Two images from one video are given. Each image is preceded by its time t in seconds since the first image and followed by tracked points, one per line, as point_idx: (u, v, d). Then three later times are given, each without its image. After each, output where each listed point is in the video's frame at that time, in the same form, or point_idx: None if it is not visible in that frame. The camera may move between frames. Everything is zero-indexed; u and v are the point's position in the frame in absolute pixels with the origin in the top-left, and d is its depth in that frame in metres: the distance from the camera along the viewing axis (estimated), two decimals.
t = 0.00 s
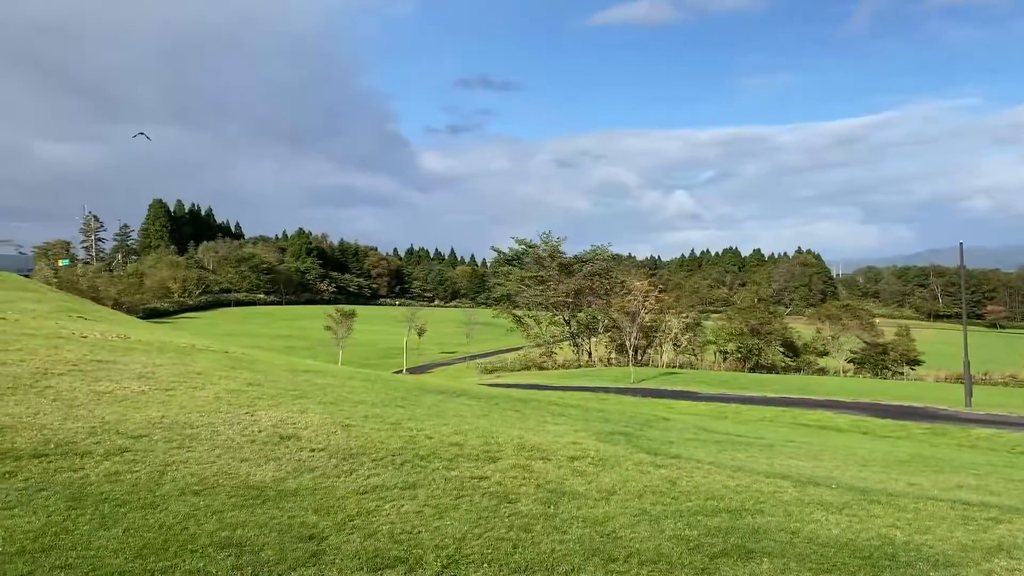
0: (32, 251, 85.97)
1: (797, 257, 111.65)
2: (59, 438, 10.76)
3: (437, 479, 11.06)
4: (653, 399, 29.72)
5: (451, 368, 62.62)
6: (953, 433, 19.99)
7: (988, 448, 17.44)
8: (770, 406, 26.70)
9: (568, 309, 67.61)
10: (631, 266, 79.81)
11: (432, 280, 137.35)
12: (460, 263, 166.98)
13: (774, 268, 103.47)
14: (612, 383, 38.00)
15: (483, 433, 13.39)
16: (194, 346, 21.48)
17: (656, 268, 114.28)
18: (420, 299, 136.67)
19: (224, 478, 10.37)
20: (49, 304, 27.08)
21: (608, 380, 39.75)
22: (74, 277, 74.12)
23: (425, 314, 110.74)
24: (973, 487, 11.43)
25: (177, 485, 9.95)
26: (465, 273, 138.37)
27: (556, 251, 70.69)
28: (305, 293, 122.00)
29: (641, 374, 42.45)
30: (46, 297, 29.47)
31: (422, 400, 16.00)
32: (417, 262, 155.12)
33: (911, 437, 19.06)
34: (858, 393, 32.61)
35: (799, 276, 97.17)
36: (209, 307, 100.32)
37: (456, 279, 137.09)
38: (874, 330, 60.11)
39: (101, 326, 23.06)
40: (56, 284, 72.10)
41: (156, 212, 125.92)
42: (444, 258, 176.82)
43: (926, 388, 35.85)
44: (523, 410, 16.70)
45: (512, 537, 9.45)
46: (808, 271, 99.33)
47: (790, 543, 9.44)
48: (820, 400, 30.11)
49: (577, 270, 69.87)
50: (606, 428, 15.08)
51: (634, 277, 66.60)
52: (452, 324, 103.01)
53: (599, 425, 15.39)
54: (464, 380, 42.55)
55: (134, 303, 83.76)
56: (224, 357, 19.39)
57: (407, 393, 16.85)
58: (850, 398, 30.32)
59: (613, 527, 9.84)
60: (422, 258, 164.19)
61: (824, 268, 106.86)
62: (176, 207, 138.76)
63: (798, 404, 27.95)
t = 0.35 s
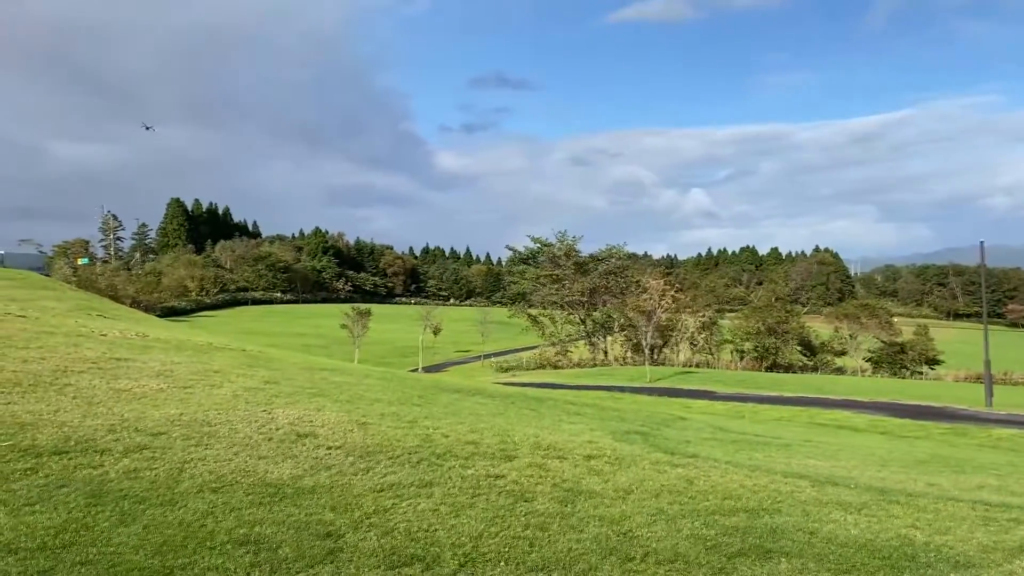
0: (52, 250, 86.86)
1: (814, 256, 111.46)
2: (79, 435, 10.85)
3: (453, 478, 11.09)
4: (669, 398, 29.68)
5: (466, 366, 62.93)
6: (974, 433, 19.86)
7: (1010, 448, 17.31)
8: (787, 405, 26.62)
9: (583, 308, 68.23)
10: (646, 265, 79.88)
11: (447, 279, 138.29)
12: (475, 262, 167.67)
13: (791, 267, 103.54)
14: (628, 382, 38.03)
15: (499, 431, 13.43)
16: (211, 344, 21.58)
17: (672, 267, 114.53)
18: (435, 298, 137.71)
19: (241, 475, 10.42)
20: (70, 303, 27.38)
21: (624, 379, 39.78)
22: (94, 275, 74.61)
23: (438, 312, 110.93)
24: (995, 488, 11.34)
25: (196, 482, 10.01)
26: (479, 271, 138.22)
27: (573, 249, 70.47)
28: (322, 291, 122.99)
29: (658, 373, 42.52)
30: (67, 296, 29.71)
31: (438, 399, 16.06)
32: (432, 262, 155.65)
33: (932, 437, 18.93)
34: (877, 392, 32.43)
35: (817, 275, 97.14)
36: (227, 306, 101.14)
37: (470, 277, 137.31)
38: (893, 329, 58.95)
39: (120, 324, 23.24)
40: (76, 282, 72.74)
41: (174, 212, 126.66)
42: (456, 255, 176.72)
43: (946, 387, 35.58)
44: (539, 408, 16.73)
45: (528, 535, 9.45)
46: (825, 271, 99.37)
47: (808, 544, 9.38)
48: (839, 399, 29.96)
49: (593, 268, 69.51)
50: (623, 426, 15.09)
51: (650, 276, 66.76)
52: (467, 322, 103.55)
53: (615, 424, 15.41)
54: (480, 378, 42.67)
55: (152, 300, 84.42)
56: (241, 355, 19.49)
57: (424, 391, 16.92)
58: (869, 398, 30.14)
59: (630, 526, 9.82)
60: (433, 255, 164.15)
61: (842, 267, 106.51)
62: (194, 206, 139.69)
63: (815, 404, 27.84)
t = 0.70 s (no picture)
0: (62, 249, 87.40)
1: (825, 254, 111.36)
2: (92, 432, 10.91)
3: (464, 476, 11.09)
4: (679, 397, 29.67)
5: (474, 364, 63.08)
6: (988, 432, 19.76)
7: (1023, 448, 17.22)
8: (798, 404, 26.55)
9: (593, 306, 68.34)
10: (655, 263, 79.76)
11: (456, 277, 138.45)
12: (483, 260, 167.86)
13: (802, 265, 103.47)
14: (639, 381, 38.03)
15: (509, 429, 13.44)
16: (223, 342, 21.66)
17: (682, 265, 114.60)
18: (443, 296, 137.93)
19: (253, 472, 10.46)
20: (83, 300, 27.56)
21: (634, 377, 39.77)
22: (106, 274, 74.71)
23: (446, 309, 111.06)
24: (1009, 488, 11.27)
25: (208, 479, 10.04)
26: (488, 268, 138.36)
27: (582, 247, 70.48)
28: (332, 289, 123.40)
29: (668, 371, 42.52)
30: (80, 294, 29.86)
31: (448, 396, 16.10)
32: (441, 260, 155.99)
33: (945, 436, 18.85)
34: (889, 391, 32.29)
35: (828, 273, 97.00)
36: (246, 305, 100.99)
37: (479, 275, 137.52)
38: (905, 327, 58.59)
39: (132, 322, 23.35)
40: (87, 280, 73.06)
41: (185, 209, 127.06)
42: (464, 253, 176.72)
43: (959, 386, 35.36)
44: (549, 407, 16.74)
45: (540, 533, 9.44)
46: (837, 270, 99.41)
47: (821, 543, 9.36)
48: (851, 398, 29.88)
49: (603, 266, 69.66)
50: (633, 425, 15.08)
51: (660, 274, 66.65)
52: (475, 320, 103.75)
53: (626, 422, 15.40)
54: (489, 377, 42.73)
55: (164, 297, 84.74)
56: (253, 352, 19.59)
57: (434, 389, 16.97)
58: (881, 397, 30.01)
59: (641, 525, 9.80)
60: (441, 253, 164.15)
61: (853, 265, 106.28)
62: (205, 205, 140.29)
63: (826, 403, 27.75)
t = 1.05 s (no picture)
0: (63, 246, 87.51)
1: (827, 253, 111.36)
2: (94, 429, 10.93)
3: (465, 473, 11.10)
4: (681, 395, 29.68)
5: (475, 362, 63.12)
6: (990, 431, 19.76)
7: None
8: (799, 403, 26.55)
9: (595, 304, 68.24)
10: (656, 261, 79.69)
11: (457, 275, 138.38)
12: (485, 258, 167.84)
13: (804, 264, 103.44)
14: (641, 379, 38.01)
15: (511, 427, 13.44)
16: (224, 339, 21.65)
17: (683, 263, 114.53)
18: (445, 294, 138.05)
19: (255, 469, 10.46)
20: (84, 297, 27.56)
21: (636, 375, 39.75)
22: (107, 271, 74.73)
23: (447, 307, 111.06)
24: (1011, 487, 11.26)
25: (209, 477, 10.03)
26: (489, 266, 138.49)
27: (584, 245, 70.53)
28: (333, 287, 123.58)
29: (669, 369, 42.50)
30: (81, 291, 29.86)
31: (450, 394, 16.10)
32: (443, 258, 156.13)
33: (947, 435, 18.85)
34: (891, 390, 32.28)
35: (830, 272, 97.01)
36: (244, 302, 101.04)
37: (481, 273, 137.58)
38: (906, 326, 58.61)
39: (134, 319, 23.34)
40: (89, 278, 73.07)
41: (186, 207, 126.79)
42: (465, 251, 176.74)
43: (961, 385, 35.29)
44: (551, 405, 16.73)
45: (541, 531, 9.44)
46: (839, 268, 99.32)
47: (823, 541, 9.36)
48: (853, 396, 29.91)
49: (605, 263, 69.76)
50: (635, 423, 15.09)
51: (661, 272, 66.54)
52: (477, 318, 103.75)
53: (628, 420, 15.38)
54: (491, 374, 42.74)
55: (165, 295, 84.75)
56: (254, 350, 19.58)
57: (435, 387, 16.97)
58: (883, 396, 30.00)
59: (642, 523, 9.80)
60: (441, 251, 164.16)
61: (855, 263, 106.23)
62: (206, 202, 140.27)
63: (828, 401, 27.76)
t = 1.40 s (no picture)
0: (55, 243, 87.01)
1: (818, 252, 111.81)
2: (83, 426, 10.88)
3: (457, 471, 11.11)
4: (672, 393, 29.81)
5: (468, 360, 63.13)
6: (977, 429, 19.91)
7: (1012, 445, 17.37)
8: (789, 401, 26.69)
9: (588, 303, 68.23)
10: (648, 259, 79.74)
11: (450, 273, 138.10)
12: (479, 256, 167.80)
13: (795, 263, 103.71)
14: (632, 377, 38.07)
15: (502, 425, 13.45)
16: (214, 336, 21.58)
17: (675, 261, 114.77)
18: (439, 292, 138.12)
19: (246, 467, 10.43)
20: (74, 294, 27.42)
21: (628, 373, 39.85)
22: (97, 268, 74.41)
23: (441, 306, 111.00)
24: (999, 485, 11.33)
25: (200, 475, 10.00)
26: (483, 264, 138.65)
27: (576, 244, 70.96)
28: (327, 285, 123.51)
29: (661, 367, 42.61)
30: (71, 288, 29.69)
31: (441, 392, 16.12)
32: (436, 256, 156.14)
33: (935, 432, 18.99)
34: (881, 388, 32.47)
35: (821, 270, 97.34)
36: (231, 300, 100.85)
37: (475, 271, 137.69)
38: (897, 326, 58.94)
39: (124, 317, 23.23)
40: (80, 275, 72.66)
41: (178, 204, 126.10)
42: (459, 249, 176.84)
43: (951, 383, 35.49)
44: (542, 403, 16.75)
45: (532, 529, 9.44)
46: (829, 268, 99.69)
47: (812, 539, 9.38)
48: (842, 394, 30.12)
49: (597, 261, 69.97)
50: (625, 421, 15.13)
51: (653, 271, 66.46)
52: (470, 316, 103.81)
53: (618, 418, 15.42)
54: (483, 372, 42.73)
55: (156, 293, 84.34)
56: (245, 348, 19.53)
57: (427, 385, 16.98)
58: (873, 394, 30.18)
59: (633, 521, 9.79)
60: (436, 249, 164.30)
61: (846, 262, 106.74)
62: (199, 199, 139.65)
63: (818, 399, 27.92)
